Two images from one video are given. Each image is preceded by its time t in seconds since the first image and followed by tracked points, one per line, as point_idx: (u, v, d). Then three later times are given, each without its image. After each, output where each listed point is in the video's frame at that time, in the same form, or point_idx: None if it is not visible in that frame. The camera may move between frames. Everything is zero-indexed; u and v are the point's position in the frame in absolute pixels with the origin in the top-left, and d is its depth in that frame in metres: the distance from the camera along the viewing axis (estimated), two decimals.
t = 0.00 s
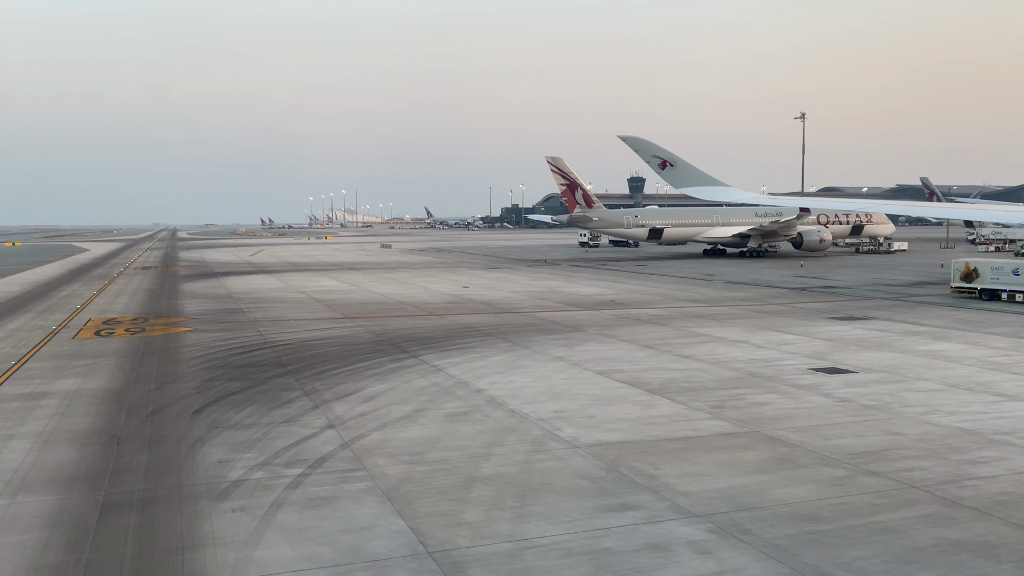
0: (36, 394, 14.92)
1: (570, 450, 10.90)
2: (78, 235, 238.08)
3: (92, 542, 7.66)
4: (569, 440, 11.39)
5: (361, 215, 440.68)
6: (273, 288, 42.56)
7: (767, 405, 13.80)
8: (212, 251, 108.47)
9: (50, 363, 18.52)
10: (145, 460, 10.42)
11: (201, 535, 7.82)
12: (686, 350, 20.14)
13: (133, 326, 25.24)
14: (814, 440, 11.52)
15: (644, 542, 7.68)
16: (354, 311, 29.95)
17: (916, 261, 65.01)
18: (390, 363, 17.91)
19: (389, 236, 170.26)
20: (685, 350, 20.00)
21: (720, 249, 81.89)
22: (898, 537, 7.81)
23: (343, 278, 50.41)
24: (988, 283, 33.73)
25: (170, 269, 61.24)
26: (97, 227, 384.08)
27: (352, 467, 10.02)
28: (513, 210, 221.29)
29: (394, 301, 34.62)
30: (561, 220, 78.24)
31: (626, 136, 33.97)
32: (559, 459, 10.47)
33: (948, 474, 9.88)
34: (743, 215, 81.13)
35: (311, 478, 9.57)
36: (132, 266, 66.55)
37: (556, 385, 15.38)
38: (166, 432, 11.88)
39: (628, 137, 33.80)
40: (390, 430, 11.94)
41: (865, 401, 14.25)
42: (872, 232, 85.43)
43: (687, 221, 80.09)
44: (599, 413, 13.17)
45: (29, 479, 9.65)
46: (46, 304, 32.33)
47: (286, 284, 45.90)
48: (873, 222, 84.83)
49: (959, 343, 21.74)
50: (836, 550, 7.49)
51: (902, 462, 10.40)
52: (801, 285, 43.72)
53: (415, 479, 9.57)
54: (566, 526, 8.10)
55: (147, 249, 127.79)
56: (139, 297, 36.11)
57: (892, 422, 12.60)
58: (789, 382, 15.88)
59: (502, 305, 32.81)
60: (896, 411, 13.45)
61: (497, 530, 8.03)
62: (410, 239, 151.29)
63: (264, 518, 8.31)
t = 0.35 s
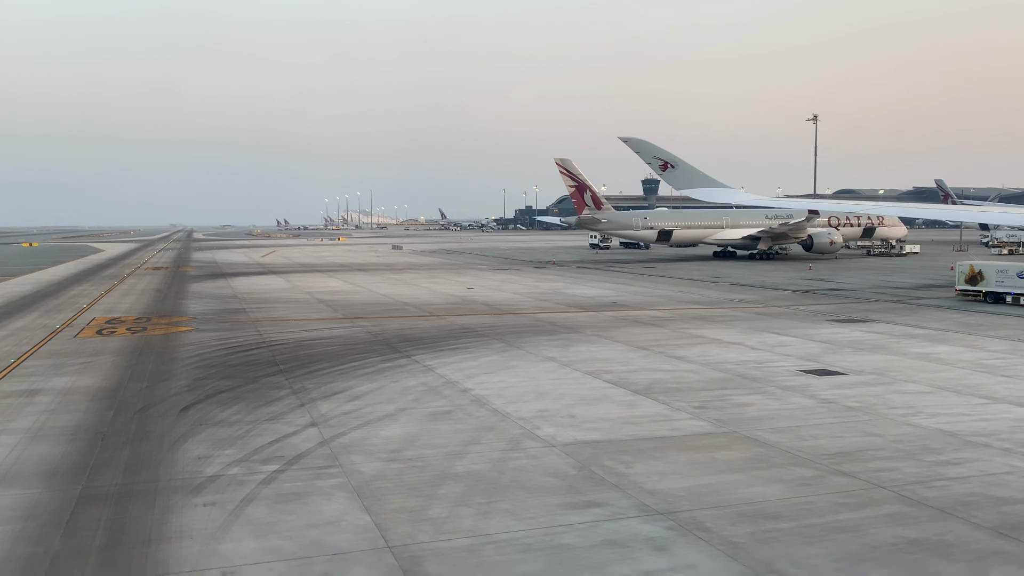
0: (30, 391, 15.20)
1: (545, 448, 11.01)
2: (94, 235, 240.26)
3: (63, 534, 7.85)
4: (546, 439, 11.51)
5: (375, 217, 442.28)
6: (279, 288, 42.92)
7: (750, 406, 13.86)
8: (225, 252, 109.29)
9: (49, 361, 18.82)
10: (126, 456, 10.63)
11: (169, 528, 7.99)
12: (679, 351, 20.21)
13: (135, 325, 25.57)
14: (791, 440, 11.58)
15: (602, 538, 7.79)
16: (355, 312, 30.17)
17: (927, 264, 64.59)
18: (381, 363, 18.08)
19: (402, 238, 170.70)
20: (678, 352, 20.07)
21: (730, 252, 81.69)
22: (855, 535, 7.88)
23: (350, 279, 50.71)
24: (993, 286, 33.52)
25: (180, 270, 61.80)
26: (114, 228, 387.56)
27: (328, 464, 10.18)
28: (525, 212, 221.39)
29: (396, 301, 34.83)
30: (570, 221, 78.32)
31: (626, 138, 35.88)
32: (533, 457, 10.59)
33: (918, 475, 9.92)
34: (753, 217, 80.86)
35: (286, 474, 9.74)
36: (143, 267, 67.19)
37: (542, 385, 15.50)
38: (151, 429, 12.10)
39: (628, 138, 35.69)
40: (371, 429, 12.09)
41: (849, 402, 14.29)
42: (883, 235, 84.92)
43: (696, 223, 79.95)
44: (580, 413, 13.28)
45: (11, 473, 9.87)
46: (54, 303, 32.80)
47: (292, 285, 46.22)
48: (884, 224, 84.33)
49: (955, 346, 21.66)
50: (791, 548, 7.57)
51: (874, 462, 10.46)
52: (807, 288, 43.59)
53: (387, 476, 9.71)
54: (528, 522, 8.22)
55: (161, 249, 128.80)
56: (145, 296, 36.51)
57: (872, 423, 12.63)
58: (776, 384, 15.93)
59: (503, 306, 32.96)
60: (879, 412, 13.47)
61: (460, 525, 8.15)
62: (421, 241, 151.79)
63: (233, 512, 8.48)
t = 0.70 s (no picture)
0: (22, 387, 15.45)
1: (519, 446, 11.12)
2: (108, 235, 242.11)
3: (33, 525, 8.03)
4: (521, 437, 11.61)
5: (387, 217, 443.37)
6: (283, 288, 43.18)
7: (730, 406, 13.92)
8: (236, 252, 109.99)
9: (45, 358, 19.10)
10: (106, 451, 10.83)
11: (136, 521, 8.16)
12: (670, 351, 20.26)
13: (135, 324, 25.85)
14: (765, 439, 11.64)
15: (559, 534, 7.89)
16: (354, 311, 30.35)
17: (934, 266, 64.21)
18: (372, 362, 18.25)
19: (412, 239, 171.06)
20: (668, 352, 20.12)
21: (737, 253, 81.49)
22: (812, 533, 7.94)
23: (355, 279, 51.00)
24: (995, 288, 33.35)
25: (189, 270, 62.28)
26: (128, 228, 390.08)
27: (301, 461, 10.34)
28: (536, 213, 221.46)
29: (397, 302, 35.03)
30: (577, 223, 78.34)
31: (626, 141, 38.06)
32: (505, 455, 10.69)
33: (886, 474, 9.97)
34: (761, 219, 80.59)
35: (258, 470, 9.91)
36: (153, 266, 67.80)
37: (527, 384, 15.60)
38: (134, 425, 12.30)
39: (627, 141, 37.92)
40: (350, 426, 12.24)
41: (831, 403, 14.32)
42: (893, 237, 84.41)
43: (703, 224, 79.80)
44: (560, 412, 13.39)
45: None
46: (59, 302, 33.13)
47: (297, 284, 46.48)
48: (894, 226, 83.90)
49: (949, 348, 21.60)
50: (746, 545, 7.63)
51: (844, 462, 10.51)
52: (811, 290, 43.47)
53: (358, 472, 9.84)
54: (489, 518, 8.33)
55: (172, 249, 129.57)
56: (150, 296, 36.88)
57: (850, 423, 12.66)
58: (761, 384, 15.99)
59: (503, 306, 33.10)
60: (859, 413, 13.51)
61: (422, 520, 8.26)
62: (431, 242, 152.10)
63: (202, 506, 8.64)
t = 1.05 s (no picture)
0: (16, 383, 15.71)
1: (494, 443, 11.24)
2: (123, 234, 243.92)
3: (5, 516, 8.22)
4: (498, 434, 11.73)
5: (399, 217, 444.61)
6: (287, 287, 43.45)
7: (712, 404, 13.99)
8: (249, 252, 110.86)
9: (42, 355, 19.39)
10: (87, 445, 11.03)
11: (106, 512, 8.33)
12: (662, 351, 20.32)
13: (136, 321, 26.11)
14: (740, 438, 11.71)
15: (519, 528, 8.00)
16: (354, 310, 30.54)
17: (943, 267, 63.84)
18: (362, 360, 18.41)
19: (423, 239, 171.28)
20: (660, 352, 20.19)
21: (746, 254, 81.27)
22: (769, 529, 8.02)
23: (360, 278, 51.20)
24: (998, 289, 33.18)
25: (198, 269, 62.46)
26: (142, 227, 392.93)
27: (277, 456, 10.50)
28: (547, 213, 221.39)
29: (398, 301, 35.22)
30: (585, 223, 78.36)
31: (630, 141, 40.61)
32: (479, 451, 10.81)
33: (855, 473, 10.02)
34: (769, 219, 80.26)
35: (233, 464, 10.07)
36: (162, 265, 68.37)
37: (513, 383, 15.71)
38: (119, 420, 12.51)
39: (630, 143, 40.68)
40: (331, 422, 12.39)
41: (813, 402, 14.35)
42: (903, 238, 83.87)
43: (711, 225, 79.61)
44: (541, 409, 13.49)
45: None
46: (64, 300, 33.51)
47: (302, 283, 46.74)
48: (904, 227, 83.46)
49: (943, 348, 21.56)
50: (701, 540, 7.72)
51: (815, 460, 10.56)
52: (814, 290, 43.37)
53: (330, 467, 9.99)
54: (453, 512, 8.45)
55: (185, 248, 130.43)
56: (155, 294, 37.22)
57: (828, 423, 12.70)
58: (747, 383, 16.04)
59: (503, 306, 33.20)
60: (839, 413, 13.54)
61: (386, 514, 8.39)
62: (441, 241, 152.38)
63: (172, 499, 8.80)
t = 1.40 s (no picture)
0: (7, 381, 15.93)
1: (469, 441, 11.34)
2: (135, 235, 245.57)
3: None
4: (474, 433, 11.83)
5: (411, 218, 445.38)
6: (290, 288, 43.71)
7: (692, 404, 14.05)
8: (258, 253, 111.36)
9: (38, 353, 19.63)
10: (67, 441, 11.21)
11: (74, 507, 8.47)
12: (652, 352, 20.38)
13: (134, 321, 26.35)
14: (715, 437, 11.77)
15: (479, 524, 8.11)
16: (353, 310, 30.74)
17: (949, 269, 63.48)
18: (352, 359, 18.55)
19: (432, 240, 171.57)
20: (650, 352, 20.24)
21: (752, 255, 81.08)
22: (726, 527, 8.10)
23: (364, 279, 51.42)
24: (998, 290, 33.04)
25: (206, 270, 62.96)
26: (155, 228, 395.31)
27: (252, 453, 10.63)
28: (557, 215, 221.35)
29: (398, 301, 35.40)
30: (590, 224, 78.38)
31: (629, 144, 42.33)
32: (453, 449, 10.91)
33: (823, 472, 10.06)
34: (776, 220, 80.06)
35: (208, 461, 10.21)
36: (169, 266, 68.91)
37: (497, 383, 15.80)
38: (103, 417, 12.69)
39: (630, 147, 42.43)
40: (312, 420, 12.53)
41: (794, 402, 14.39)
42: (912, 239, 83.43)
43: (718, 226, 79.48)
44: (521, 408, 13.58)
45: None
46: (66, 300, 33.82)
47: (305, 284, 46.97)
48: (912, 229, 83.09)
49: (935, 350, 21.51)
50: (657, 537, 7.79)
51: (786, 459, 10.61)
52: (816, 292, 43.29)
53: (303, 464, 10.11)
54: (416, 509, 8.55)
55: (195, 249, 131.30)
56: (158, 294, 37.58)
57: (806, 423, 12.75)
58: (731, 384, 16.10)
59: (501, 307, 33.31)
60: (819, 413, 13.57)
61: (349, 510, 8.51)
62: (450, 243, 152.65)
63: (142, 494, 8.94)
